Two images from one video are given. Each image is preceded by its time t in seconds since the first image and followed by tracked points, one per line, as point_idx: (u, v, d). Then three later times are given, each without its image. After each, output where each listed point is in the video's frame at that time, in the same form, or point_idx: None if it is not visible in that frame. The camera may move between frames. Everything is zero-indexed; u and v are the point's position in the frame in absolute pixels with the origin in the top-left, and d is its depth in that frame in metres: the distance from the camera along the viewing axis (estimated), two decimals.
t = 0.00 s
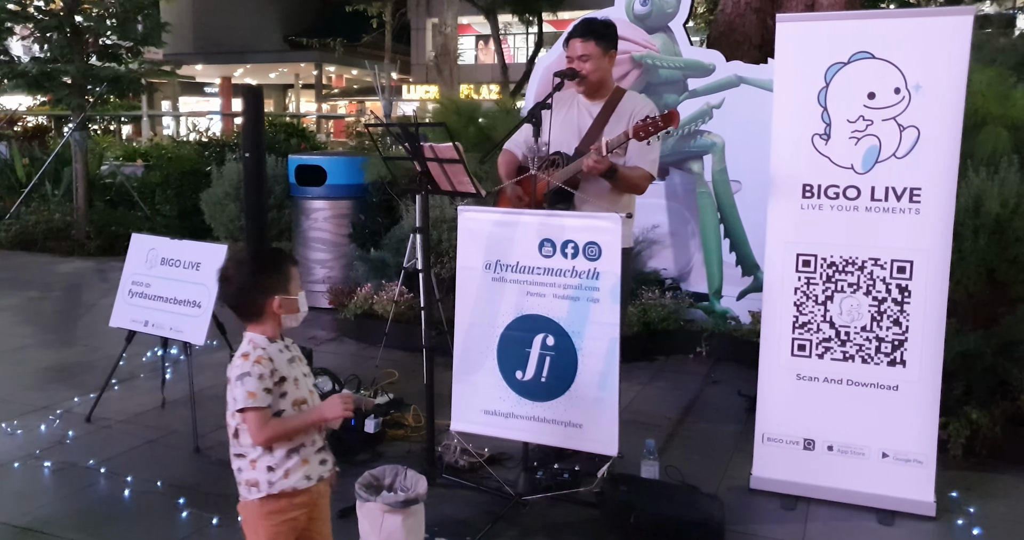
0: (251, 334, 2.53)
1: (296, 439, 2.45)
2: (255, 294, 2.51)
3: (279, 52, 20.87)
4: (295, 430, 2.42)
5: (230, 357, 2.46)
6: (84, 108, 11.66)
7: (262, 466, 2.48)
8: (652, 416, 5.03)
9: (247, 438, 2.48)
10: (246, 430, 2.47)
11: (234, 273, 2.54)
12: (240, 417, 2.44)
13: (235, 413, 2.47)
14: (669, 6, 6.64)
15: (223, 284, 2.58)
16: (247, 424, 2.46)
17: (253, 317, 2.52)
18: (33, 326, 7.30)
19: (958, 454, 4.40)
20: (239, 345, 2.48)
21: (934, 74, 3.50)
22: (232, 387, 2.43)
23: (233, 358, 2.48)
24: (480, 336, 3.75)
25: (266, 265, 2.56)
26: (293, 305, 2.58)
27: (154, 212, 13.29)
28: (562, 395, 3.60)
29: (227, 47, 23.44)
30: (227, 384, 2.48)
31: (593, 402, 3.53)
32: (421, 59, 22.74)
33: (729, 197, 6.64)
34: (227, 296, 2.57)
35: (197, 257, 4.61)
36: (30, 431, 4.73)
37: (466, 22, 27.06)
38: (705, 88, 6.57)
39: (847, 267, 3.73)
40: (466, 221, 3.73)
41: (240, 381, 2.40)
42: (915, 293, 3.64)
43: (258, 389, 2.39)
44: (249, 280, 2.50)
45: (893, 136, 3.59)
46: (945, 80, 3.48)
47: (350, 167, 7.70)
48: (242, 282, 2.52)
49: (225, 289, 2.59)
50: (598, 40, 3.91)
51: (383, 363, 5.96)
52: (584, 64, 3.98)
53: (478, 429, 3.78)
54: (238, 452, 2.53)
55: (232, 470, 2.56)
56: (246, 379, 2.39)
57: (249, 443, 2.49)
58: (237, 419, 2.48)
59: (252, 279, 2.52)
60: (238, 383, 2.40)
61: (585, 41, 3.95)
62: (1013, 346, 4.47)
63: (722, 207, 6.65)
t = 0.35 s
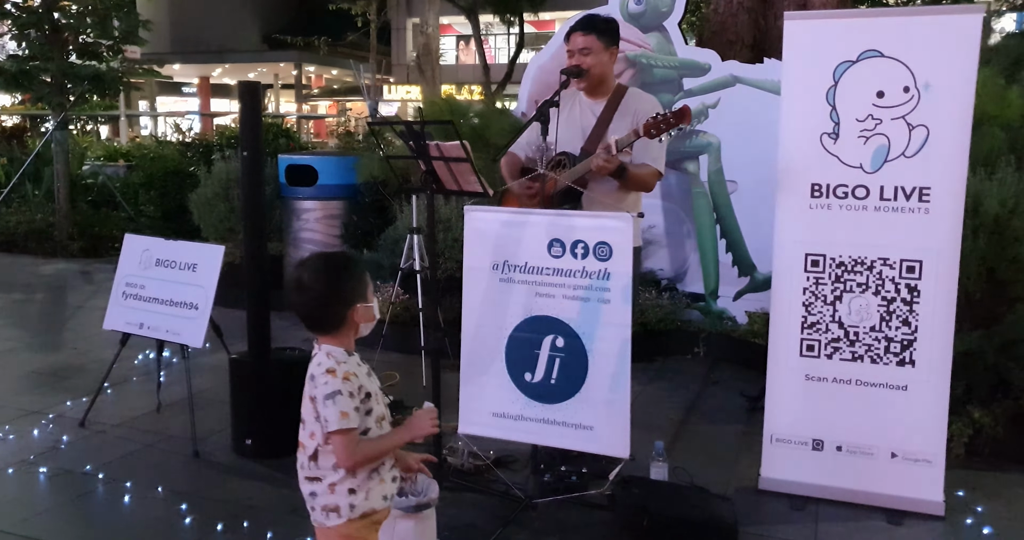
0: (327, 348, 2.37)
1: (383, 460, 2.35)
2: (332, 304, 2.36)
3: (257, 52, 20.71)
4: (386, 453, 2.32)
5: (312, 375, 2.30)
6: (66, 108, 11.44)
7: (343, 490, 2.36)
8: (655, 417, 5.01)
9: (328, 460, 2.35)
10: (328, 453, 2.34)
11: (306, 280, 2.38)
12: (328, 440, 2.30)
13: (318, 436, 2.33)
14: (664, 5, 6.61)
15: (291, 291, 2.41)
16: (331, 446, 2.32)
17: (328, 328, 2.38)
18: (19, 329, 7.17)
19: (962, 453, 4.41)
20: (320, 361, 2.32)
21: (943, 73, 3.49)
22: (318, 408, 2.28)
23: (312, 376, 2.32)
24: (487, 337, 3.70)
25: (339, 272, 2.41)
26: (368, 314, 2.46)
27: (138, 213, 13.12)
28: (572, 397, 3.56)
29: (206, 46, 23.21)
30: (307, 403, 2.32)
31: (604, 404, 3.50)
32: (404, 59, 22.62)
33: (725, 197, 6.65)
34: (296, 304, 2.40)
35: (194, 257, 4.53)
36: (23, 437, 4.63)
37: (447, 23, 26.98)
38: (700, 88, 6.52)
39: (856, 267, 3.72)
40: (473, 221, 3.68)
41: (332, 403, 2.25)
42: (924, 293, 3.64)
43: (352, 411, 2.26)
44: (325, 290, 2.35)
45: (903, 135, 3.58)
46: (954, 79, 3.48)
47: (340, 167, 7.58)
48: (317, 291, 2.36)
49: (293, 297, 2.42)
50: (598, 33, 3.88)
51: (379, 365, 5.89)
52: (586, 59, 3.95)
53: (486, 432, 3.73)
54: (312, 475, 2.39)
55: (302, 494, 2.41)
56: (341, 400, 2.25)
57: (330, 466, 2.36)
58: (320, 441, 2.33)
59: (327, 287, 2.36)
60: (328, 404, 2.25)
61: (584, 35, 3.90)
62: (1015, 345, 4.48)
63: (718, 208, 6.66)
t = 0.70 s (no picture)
0: (411, 371, 2.12)
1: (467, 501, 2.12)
2: (418, 325, 2.09)
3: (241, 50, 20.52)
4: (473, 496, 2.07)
5: (396, 402, 2.05)
6: (52, 105, 11.27)
7: (420, 530, 2.12)
8: (662, 418, 4.97)
9: (407, 497, 2.11)
10: (408, 489, 2.10)
11: (390, 296, 2.09)
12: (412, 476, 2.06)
13: (399, 471, 2.08)
14: (664, 4, 6.52)
15: (371, 306, 2.12)
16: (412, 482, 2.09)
17: (411, 352, 2.11)
18: (8, 331, 7.03)
19: (972, 454, 4.40)
20: (406, 387, 2.07)
21: (963, 72, 3.47)
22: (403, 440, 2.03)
23: (395, 403, 2.07)
24: (502, 340, 3.63)
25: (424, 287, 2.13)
26: (451, 335, 2.20)
27: (124, 212, 12.96)
28: (589, 400, 3.51)
29: (189, 44, 22.97)
30: (389, 433, 2.07)
31: (622, 406, 3.45)
32: (390, 57, 22.52)
33: (726, 196, 6.60)
34: (376, 321, 2.12)
35: (196, 258, 4.43)
36: (19, 441, 4.53)
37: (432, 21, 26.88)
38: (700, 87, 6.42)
39: (874, 267, 3.69)
40: (486, 221, 3.59)
41: (421, 437, 2.01)
42: (943, 294, 3.61)
43: (442, 447, 2.02)
44: (414, 311, 2.08)
45: (921, 135, 3.56)
46: (974, 79, 3.45)
47: (338, 167, 7.55)
48: (406, 311, 2.08)
49: (372, 313, 2.12)
50: (613, 28, 3.82)
51: (380, 367, 5.82)
52: (600, 55, 3.89)
53: (500, 436, 3.67)
54: (384, 511, 2.15)
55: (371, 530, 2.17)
56: (432, 435, 2.01)
57: (409, 504, 2.12)
58: (400, 476, 2.09)
59: (414, 306, 2.09)
60: (416, 438, 2.01)
61: (600, 30, 3.87)
62: None
63: (720, 207, 6.61)
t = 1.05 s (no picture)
0: (514, 394, 1.99)
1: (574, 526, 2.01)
2: (530, 345, 2.02)
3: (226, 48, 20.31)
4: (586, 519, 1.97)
5: (509, 428, 1.91)
6: (38, 104, 11.07)
7: None
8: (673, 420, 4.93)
9: (516, 528, 1.97)
10: (519, 520, 1.96)
11: (502, 314, 2.05)
12: (529, 506, 1.92)
13: (512, 500, 1.94)
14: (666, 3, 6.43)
15: (484, 326, 2.07)
16: (523, 512, 1.95)
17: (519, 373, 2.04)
18: None
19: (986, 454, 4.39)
20: (515, 411, 1.93)
21: (986, 73, 3.43)
22: (519, 468, 1.89)
23: (505, 428, 1.92)
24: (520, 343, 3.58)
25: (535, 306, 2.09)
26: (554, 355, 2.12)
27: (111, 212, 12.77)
28: (610, 404, 3.46)
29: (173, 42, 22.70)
30: (499, 461, 1.92)
31: (644, 411, 3.40)
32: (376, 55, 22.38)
33: (730, 196, 6.56)
34: (486, 340, 2.05)
35: (201, 261, 4.34)
36: (19, 449, 4.42)
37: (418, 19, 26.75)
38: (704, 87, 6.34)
39: (894, 269, 3.67)
40: (506, 222, 3.55)
41: (542, 463, 1.88)
42: (964, 295, 3.59)
43: (561, 471, 1.91)
44: (530, 328, 2.03)
45: (942, 136, 3.53)
46: (997, 80, 3.42)
47: (333, 166, 7.41)
48: (521, 327, 2.03)
49: (483, 332, 2.07)
50: (632, 29, 3.75)
51: (383, 369, 5.76)
52: (618, 55, 3.82)
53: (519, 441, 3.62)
54: None
55: None
56: (552, 462, 1.90)
57: (517, 535, 1.98)
58: (512, 506, 1.95)
59: (527, 324, 2.04)
60: (536, 465, 1.88)
61: (619, 30, 3.79)
62: None
63: (723, 205, 6.57)
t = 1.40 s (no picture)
0: (651, 405, 2.15)
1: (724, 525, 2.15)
2: (665, 350, 2.19)
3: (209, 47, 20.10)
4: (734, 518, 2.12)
5: (657, 440, 2.06)
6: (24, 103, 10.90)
7: None
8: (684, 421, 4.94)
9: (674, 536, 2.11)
10: (676, 528, 2.10)
11: (636, 323, 2.23)
12: (686, 512, 2.06)
13: (668, 508, 2.07)
14: (668, 5, 6.55)
15: (618, 335, 2.23)
16: (679, 519, 2.09)
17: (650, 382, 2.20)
18: None
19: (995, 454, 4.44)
20: (658, 423, 2.09)
21: (1003, 76, 3.45)
22: (673, 477, 2.04)
23: (652, 440, 2.07)
24: (542, 346, 3.57)
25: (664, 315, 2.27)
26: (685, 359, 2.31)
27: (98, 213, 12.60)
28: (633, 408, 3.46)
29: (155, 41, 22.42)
30: (651, 473, 2.07)
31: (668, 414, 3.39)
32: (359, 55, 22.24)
33: (731, 197, 6.54)
34: (620, 348, 2.22)
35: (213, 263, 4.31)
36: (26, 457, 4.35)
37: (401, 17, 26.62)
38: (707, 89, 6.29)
39: (911, 271, 3.69)
40: (526, 225, 3.53)
41: (694, 469, 2.03)
42: (980, 297, 3.62)
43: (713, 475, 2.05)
44: (663, 333, 2.21)
45: (959, 138, 3.54)
46: (1014, 83, 3.44)
47: (329, 166, 7.38)
48: (657, 335, 2.20)
49: (614, 341, 2.23)
50: (650, 31, 3.75)
51: (389, 372, 5.74)
52: (636, 58, 3.81)
53: (542, 443, 3.63)
54: None
55: None
56: (704, 467, 2.04)
57: None
58: (667, 516, 2.09)
59: (660, 331, 2.21)
60: (690, 471, 2.03)
61: (636, 32, 3.77)
62: None
63: (724, 206, 6.56)
